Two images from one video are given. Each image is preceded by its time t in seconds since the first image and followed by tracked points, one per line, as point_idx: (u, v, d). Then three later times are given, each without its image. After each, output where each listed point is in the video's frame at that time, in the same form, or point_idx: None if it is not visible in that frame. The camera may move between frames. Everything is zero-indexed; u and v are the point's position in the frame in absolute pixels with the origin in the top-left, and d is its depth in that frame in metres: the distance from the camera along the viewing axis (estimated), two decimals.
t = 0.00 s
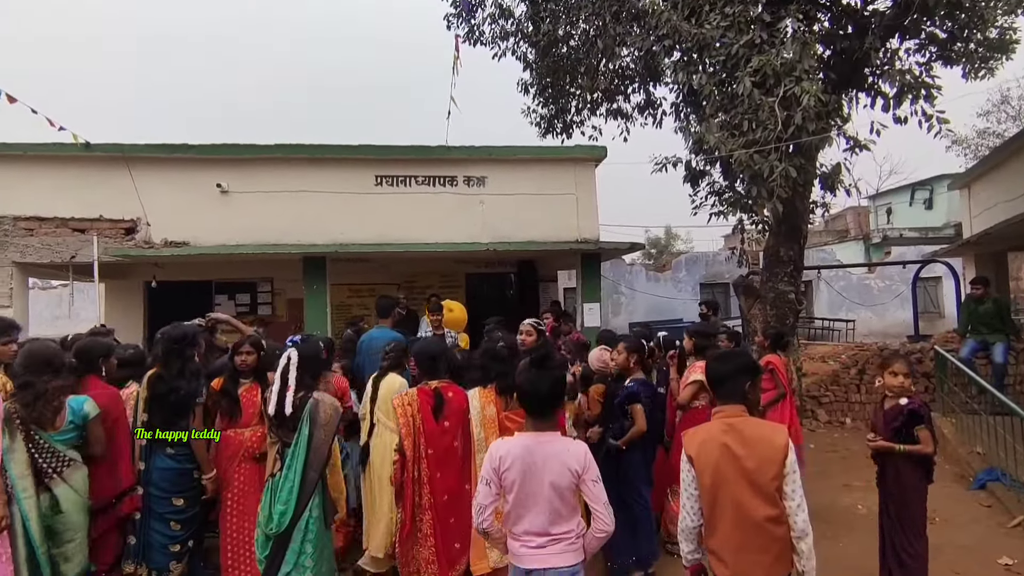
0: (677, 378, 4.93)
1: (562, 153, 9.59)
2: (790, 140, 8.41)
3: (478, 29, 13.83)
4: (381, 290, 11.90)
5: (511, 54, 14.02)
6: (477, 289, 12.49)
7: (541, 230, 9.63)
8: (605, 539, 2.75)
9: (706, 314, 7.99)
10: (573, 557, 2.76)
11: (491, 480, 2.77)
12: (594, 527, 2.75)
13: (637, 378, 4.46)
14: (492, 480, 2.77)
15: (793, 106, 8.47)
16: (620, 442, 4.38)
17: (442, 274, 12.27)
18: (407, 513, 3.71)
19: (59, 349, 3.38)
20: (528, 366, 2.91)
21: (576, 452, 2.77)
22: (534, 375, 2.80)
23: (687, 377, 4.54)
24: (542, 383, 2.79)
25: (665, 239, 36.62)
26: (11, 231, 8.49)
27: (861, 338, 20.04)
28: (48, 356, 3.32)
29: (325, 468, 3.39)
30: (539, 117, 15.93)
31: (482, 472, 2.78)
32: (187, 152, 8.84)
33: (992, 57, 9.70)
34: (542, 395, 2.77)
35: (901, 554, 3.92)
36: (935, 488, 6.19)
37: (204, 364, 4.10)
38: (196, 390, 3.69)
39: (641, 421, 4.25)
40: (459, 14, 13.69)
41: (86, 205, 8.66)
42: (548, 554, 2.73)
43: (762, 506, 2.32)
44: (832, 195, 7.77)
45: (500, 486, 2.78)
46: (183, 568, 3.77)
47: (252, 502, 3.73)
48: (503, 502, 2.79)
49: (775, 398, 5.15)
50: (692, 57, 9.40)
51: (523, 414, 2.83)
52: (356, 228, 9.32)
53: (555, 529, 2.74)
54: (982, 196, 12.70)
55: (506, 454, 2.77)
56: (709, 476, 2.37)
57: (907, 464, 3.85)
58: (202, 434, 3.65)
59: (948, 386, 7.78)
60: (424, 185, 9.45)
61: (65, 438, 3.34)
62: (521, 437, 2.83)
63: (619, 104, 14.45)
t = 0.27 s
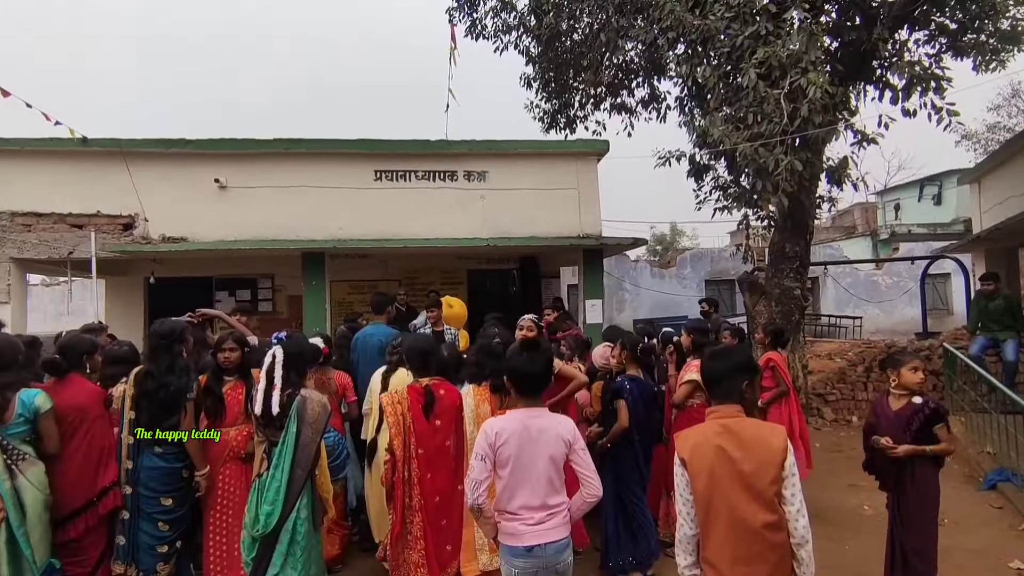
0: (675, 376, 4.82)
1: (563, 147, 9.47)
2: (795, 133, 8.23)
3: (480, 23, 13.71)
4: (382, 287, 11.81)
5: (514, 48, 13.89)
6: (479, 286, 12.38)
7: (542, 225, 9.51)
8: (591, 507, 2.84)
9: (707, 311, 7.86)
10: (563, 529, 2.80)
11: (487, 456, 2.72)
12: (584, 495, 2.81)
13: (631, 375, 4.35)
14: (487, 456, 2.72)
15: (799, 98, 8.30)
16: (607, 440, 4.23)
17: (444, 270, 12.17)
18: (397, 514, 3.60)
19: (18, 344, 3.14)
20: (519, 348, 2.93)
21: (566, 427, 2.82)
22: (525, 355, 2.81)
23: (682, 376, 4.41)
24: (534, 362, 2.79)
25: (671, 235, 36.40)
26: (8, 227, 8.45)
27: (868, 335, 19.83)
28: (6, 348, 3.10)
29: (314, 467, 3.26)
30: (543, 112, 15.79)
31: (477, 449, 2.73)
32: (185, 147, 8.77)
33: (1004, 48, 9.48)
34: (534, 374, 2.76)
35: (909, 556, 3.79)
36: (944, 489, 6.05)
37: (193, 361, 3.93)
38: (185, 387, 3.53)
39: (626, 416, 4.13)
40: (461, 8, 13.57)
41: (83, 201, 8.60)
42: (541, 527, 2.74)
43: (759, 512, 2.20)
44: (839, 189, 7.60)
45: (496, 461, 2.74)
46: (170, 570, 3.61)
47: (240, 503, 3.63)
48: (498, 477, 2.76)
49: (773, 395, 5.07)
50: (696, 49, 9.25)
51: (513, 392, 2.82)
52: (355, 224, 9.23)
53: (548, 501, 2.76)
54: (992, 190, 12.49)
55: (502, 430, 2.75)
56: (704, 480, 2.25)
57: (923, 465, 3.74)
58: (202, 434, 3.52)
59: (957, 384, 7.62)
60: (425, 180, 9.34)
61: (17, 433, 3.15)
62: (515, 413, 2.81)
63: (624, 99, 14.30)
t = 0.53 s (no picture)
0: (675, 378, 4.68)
1: (566, 144, 9.32)
2: (802, 129, 8.05)
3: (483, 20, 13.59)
4: (383, 286, 11.70)
5: (517, 46, 13.76)
6: (482, 285, 12.25)
7: (544, 223, 9.36)
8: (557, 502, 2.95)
9: (710, 310, 7.70)
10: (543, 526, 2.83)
11: (487, 460, 2.62)
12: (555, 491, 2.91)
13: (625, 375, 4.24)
14: (484, 460, 2.61)
15: (806, 93, 8.11)
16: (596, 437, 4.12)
17: (445, 269, 12.05)
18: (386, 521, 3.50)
19: None
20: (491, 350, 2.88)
21: (539, 426, 2.87)
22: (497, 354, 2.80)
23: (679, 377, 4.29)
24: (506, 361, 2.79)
25: (677, 235, 36.16)
26: (5, 225, 8.39)
27: (876, 336, 19.57)
28: None
29: (299, 471, 3.09)
30: (546, 110, 15.65)
31: (474, 454, 2.61)
32: (183, 145, 8.68)
33: (1017, 41, 9.24)
34: (506, 374, 2.75)
35: (923, 565, 3.62)
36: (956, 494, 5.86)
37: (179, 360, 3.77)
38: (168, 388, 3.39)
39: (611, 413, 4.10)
40: (463, 5, 13.45)
41: (80, 199, 8.53)
42: (527, 527, 2.72)
43: (765, 525, 2.06)
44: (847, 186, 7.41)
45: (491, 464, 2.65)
46: None
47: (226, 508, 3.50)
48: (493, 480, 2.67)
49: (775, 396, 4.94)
50: (701, 44, 9.09)
51: (490, 395, 2.79)
52: (354, 222, 9.12)
53: (534, 500, 2.77)
54: (1004, 188, 12.24)
55: (497, 432, 2.68)
56: (706, 493, 2.10)
57: (939, 470, 3.58)
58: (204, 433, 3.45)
59: (969, 385, 7.42)
60: (424, 177, 9.22)
61: None
62: (496, 415, 2.76)
63: (628, 96, 14.14)
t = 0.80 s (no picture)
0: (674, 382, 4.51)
1: (567, 142, 9.14)
2: (809, 126, 7.84)
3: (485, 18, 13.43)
4: (383, 287, 11.56)
5: (519, 43, 13.60)
6: (483, 286, 12.09)
7: (545, 222, 9.19)
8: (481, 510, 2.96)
9: (715, 311, 7.49)
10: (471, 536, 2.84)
11: (421, 484, 2.54)
12: (480, 502, 2.91)
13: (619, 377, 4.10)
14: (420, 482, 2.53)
15: (813, 89, 7.90)
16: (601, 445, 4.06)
17: (446, 270, 11.89)
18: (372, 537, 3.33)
19: None
20: (419, 362, 2.73)
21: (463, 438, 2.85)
22: (418, 370, 2.68)
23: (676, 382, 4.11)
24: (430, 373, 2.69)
25: (682, 235, 35.90)
26: None
27: (885, 336, 19.28)
28: None
29: (278, 484, 2.95)
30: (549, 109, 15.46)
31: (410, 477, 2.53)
32: (178, 143, 8.56)
33: None
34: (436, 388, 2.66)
35: None
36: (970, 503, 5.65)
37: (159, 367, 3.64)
38: (144, 394, 3.24)
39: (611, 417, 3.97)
40: (464, 2, 13.29)
41: (75, 199, 8.42)
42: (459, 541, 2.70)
43: (776, 554, 1.88)
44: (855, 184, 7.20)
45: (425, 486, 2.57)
46: None
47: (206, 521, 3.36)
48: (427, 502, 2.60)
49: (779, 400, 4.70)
50: (706, 40, 8.91)
51: (416, 413, 2.68)
52: (353, 222, 8.98)
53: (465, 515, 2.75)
54: (1016, 187, 11.97)
55: (430, 453, 2.60)
56: (710, 518, 1.92)
57: (955, 482, 3.38)
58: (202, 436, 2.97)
59: (982, 389, 7.20)
60: (423, 176, 9.06)
61: None
62: (424, 435, 2.66)
63: (632, 94, 13.95)
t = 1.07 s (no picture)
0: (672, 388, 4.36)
1: (571, 140, 8.99)
2: (818, 123, 7.63)
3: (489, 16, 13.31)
4: (386, 288, 11.44)
5: (523, 42, 13.46)
6: (487, 287, 11.95)
7: (549, 223, 9.05)
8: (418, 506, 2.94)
9: (723, 312, 7.29)
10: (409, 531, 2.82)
11: (339, 480, 2.52)
12: (415, 497, 2.89)
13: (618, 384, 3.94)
14: (337, 478, 2.52)
15: (822, 85, 7.70)
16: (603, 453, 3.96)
17: (450, 271, 11.76)
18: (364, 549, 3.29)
19: None
20: (344, 361, 2.76)
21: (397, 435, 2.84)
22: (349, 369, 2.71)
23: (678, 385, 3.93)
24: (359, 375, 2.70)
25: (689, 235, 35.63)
26: None
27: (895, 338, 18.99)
28: None
29: (261, 494, 2.77)
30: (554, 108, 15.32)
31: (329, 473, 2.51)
32: (177, 143, 8.47)
33: None
34: (359, 389, 2.66)
35: None
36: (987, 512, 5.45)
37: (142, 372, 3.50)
38: (125, 401, 3.12)
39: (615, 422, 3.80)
40: (468, 1, 13.17)
41: (73, 199, 8.36)
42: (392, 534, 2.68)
43: None
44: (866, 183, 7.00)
45: (345, 483, 2.56)
46: None
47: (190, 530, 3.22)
48: (349, 498, 2.58)
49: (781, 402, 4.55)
50: (712, 37, 8.75)
51: (340, 410, 2.69)
52: (353, 222, 8.87)
53: (398, 508, 2.74)
54: None
55: (351, 449, 2.60)
56: (717, 546, 1.75)
57: (974, 496, 3.20)
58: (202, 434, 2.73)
59: (998, 394, 6.98)
60: (425, 176, 8.94)
61: None
62: (348, 431, 2.67)
63: (638, 93, 13.78)
